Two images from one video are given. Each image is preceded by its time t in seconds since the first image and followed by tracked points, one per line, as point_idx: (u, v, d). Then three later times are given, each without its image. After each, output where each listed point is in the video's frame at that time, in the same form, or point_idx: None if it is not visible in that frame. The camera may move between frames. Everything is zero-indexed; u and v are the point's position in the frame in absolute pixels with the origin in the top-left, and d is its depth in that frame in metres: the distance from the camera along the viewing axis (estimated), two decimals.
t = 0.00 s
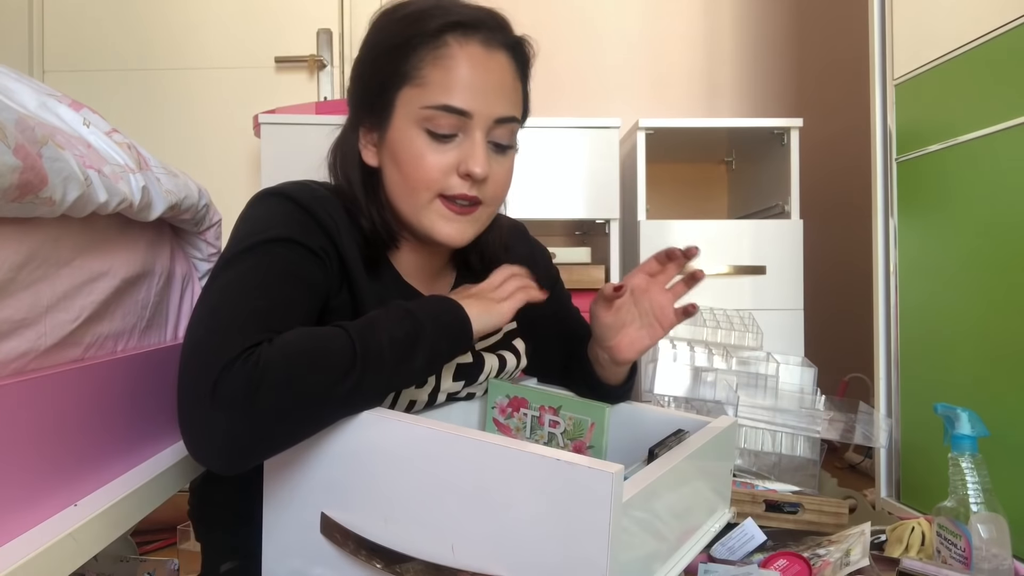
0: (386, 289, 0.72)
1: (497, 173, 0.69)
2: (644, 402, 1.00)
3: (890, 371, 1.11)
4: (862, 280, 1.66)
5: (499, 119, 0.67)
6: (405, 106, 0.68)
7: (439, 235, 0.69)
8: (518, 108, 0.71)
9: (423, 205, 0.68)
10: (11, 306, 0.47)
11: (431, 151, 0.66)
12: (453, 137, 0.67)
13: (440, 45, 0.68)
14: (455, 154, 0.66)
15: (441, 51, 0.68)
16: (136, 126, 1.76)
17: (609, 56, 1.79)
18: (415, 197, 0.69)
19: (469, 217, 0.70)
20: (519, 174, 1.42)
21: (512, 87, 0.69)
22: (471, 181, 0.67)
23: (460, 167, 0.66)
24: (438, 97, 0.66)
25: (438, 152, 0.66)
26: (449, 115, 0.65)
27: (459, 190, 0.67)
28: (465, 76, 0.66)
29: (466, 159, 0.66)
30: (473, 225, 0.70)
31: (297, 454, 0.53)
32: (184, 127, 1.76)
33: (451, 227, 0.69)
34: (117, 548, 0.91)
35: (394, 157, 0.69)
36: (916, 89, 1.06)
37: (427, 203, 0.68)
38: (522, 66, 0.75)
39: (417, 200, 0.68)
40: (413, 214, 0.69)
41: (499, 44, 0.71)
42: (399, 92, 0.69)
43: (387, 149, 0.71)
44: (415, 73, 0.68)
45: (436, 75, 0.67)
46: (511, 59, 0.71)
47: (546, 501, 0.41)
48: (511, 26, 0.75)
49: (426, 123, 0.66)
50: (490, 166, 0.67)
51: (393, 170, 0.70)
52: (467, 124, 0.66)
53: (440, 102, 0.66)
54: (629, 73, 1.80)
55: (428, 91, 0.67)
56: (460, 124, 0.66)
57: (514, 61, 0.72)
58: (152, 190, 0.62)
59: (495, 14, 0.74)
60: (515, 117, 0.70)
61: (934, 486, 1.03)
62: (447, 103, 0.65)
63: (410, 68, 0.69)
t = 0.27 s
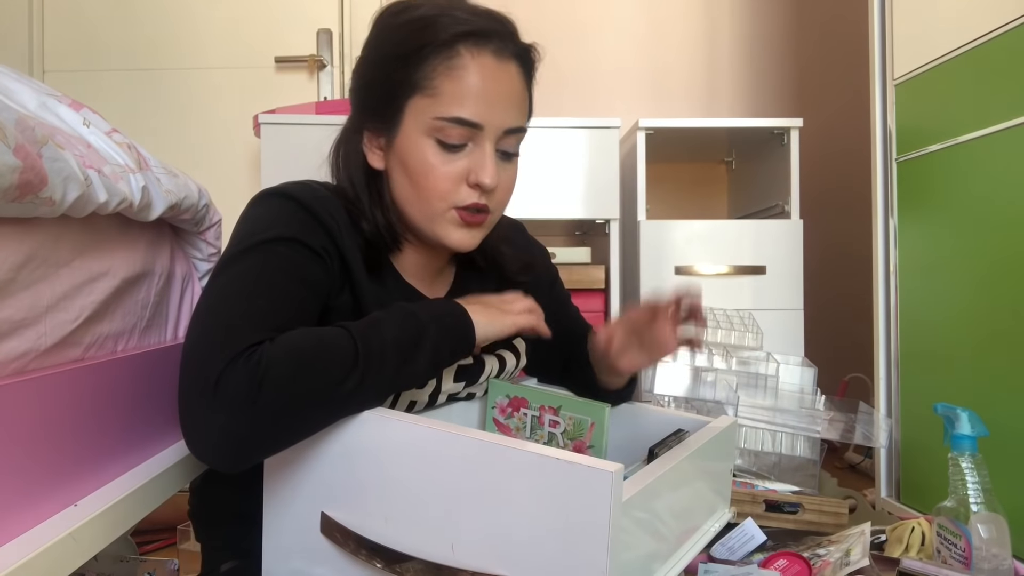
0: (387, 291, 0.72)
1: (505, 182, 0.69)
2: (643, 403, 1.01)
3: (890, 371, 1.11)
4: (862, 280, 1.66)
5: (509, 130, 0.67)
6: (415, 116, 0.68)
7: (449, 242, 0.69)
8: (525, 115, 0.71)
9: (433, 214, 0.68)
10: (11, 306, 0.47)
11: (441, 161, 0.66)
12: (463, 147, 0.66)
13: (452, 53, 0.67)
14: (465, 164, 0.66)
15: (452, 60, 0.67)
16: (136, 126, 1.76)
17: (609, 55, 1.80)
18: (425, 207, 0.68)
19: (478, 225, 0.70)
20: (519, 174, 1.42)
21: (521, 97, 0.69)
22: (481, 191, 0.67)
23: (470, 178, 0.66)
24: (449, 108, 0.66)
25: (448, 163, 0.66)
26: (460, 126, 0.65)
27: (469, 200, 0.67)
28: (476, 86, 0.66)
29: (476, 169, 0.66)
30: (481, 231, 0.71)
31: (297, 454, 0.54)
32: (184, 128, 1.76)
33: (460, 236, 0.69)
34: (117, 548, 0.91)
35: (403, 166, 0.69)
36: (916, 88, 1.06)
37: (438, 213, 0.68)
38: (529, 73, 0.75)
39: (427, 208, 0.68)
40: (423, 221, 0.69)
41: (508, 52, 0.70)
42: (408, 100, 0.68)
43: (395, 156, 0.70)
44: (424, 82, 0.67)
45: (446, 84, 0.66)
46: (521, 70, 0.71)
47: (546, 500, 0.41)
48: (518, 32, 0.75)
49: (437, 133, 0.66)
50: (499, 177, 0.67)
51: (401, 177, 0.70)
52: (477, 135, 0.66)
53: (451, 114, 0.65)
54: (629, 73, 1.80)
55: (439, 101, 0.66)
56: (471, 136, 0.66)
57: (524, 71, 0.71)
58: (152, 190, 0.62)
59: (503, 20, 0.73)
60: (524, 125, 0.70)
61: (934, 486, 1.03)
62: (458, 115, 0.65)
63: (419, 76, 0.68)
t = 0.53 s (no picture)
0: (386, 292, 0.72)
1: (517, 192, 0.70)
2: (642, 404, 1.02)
3: (890, 371, 1.11)
4: (863, 280, 1.66)
5: (520, 141, 0.68)
6: (428, 130, 0.67)
7: (462, 253, 0.70)
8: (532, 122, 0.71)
9: (447, 227, 0.69)
10: (11, 306, 0.47)
11: (456, 175, 0.67)
12: (477, 160, 0.67)
13: (464, 66, 0.67)
14: (479, 177, 0.67)
15: (464, 73, 0.66)
16: (136, 126, 1.76)
17: (609, 55, 1.80)
18: (439, 219, 0.69)
19: (489, 234, 0.71)
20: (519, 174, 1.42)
21: (530, 106, 0.70)
22: (495, 203, 0.68)
23: (485, 190, 0.67)
24: (464, 123, 0.66)
25: (463, 177, 0.67)
26: (475, 141, 0.65)
27: (483, 212, 0.68)
28: (488, 100, 0.66)
29: (491, 183, 0.67)
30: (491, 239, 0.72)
31: (297, 454, 0.54)
32: (183, 128, 1.76)
33: (472, 245, 0.70)
34: (117, 548, 0.91)
35: (415, 178, 0.69)
36: (915, 89, 1.06)
37: (451, 225, 0.69)
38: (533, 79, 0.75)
39: (441, 221, 0.69)
40: (436, 232, 0.70)
41: (517, 61, 0.70)
42: (417, 112, 0.68)
43: (406, 167, 0.70)
44: (435, 96, 0.67)
45: (459, 99, 0.66)
46: (528, 79, 0.71)
47: (546, 500, 0.41)
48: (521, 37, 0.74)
49: (452, 148, 0.66)
50: (512, 188, 0.68)
51: (413, 189, 0.70)
52: (492, 148, 0.66)
53: (466, 129, 0.65)
54: (629, 73, 1.80)
55: (453, 116, 0.66)
56: (485, 149, 0.66)
57: (530, 80, 0.72)
58: (152, 190, 0.62)
59: (507, 26, 0.73)
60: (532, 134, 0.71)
61: (934, 486, 1.03)
62: (473, 130, 0.65)
63: (430, 88, 0.67)
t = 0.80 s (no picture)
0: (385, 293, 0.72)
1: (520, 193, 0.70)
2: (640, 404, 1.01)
3: (890, 371, 1.11)
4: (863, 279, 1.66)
5: (523, 142, 0.68)
6: (431, 134, 0.67)
7: (467, 255, 0.70)
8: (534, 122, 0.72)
9: (453, 230, 0.69)
10: (11, 305, 0.47)
11: (461, 178, 0.67)
12: (482, 163, 0.67)
13: (465, 69, 0.66)
14: (484, 180, 0.67)
15: (465, 76, 0.66)
16: (136, 125, 1.76)
17: (609, 55, 1.80)
18: (444, 223, 0.69)
19: (494, 235, 0.71)
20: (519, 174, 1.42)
21: (531, 107, 0.70)
22: (500, 206, 0.68)
23: (490, 194, 0.67)
24: (468, 127, 0.66)
25: (468, 181, 0.67)
26: (479, 144, 0.65)
27: (488, 215, 0.68)
28: (491, 102, 0.66)
29: (496, 185, 0.67)
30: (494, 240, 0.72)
31: (296, 454, 0.54)
32: (183, 127, 1.76)
33: (477, 248, 0.70)
34: (117, 548, 0.91)
35: (420, 182, 0.69)
36: (915, 89, 1.06)
37: (457, 229, 0.69)
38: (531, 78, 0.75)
39: (446, 224, 0.69)
40: (441, 235, 0.70)
41: (517, 62, 0.70)
42: (420, 116, 0.68)
43: (410, 172, 0.70)
44: (438, 100, 0.67)
45: (462, 102, 0.66)
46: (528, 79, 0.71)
47: (545, 501, 0.41)
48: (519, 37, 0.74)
49: (456, 152, 0.66)
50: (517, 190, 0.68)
51: (417, 193, 0.70)
52: (496, 151, 0.66)
53: (471, 134, 0.65)
54: (630, 73, 1.80)
55: (456, 120, 0.66)
56: (489, 152, 0.66)
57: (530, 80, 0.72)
58: (152, 190, 0.62)
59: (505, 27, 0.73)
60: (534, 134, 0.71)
61: (934, 486, 1.03)
62: (476, 134, 0.65)
63: (432, 92, 0.67)
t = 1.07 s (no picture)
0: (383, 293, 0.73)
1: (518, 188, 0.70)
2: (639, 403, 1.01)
3: (890, 371, 1.11)
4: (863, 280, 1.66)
5: (520, 136, 0.68)
6: (427, 129, 0.67)
7: (466, 251, 0.70)
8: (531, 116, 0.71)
9: (451, 226, 0.69)
10: (11, 305, 0.47)
11: (458, 173, 0.66)
12: (478, 157, 0.67)
13: (460, 63, 0.67)
14: (481, 174, 0.67)
15: (460, 70, 0.66)
16: (136, 126, 1.76)
17: (609, 55, 1.80)
18: (442, 219, 0.69)
19: (492, 231, 0.71)
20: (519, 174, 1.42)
21: (528, 100, 0.70)
22: (497, 200, 0.68)
23: (487, 188, 0.67)
24: (464, 121, 0.66)
25: (465, 175, 0.66)
26: (475, 138, 0.65)
27: (486, 209, 0.68)
28: (487, 96, 0.66)
29: (493, 180, 0.66)
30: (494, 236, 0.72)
31: (296, 454, 0.54)
32: (184, 127, 1.76)
33: (476, 243, 0.70)
34: (117, 548, 0.91)
35: (416, 178, 0.69)
36: (915, 89, 1.06)
37: (455, 225, 0.69)
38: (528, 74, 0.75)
39: (444, 220, 0.68)
40: (439, 232, 0.70)
41: (513, 56, 0.70)
42: (416, 112, 0.68)
43: (406, 168, 0.70)
44: (434, 95, 0.67)
45: (458, 96, 0.66)
46: (525, 75, 0.71)
47: (544, 500, 0.41)
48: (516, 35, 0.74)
49: (452, 146, 0.66)
50: (514, 184, 0.68)
51: (414, 190, 0.70)
52: (492, 145, 0.66)
53: (466, 127, 0.65)
54: (630, 72, 1.80)
55: (451, 114, 0.66)
56: (485, 146, 0.66)
57: (527, 76, 0.72)
58: (152, 190, 0.62)
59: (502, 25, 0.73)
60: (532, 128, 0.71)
61: (934, 486, 1.03)
62: (472, 127, 0.65)
63: (427, 87, 0.67)
